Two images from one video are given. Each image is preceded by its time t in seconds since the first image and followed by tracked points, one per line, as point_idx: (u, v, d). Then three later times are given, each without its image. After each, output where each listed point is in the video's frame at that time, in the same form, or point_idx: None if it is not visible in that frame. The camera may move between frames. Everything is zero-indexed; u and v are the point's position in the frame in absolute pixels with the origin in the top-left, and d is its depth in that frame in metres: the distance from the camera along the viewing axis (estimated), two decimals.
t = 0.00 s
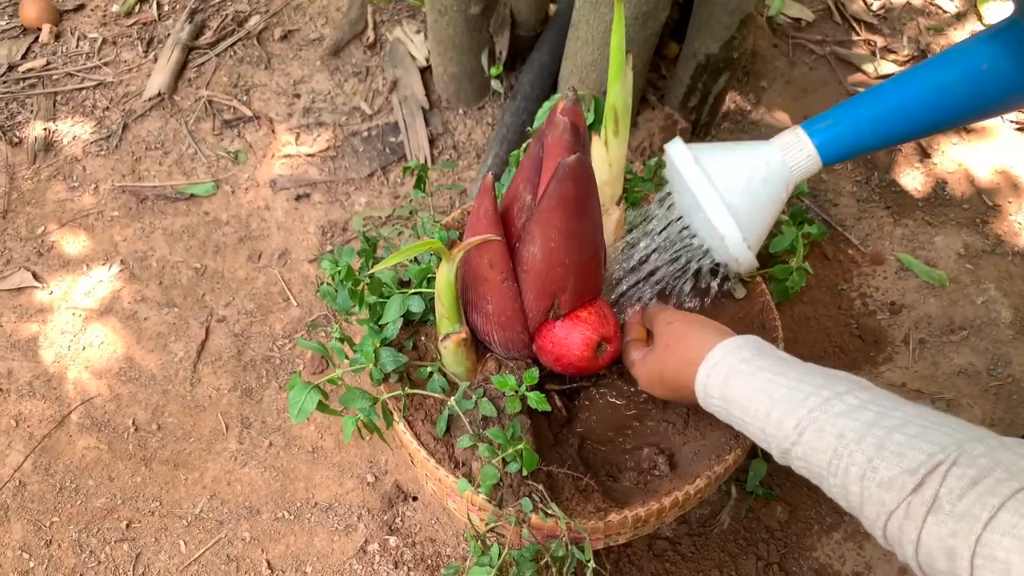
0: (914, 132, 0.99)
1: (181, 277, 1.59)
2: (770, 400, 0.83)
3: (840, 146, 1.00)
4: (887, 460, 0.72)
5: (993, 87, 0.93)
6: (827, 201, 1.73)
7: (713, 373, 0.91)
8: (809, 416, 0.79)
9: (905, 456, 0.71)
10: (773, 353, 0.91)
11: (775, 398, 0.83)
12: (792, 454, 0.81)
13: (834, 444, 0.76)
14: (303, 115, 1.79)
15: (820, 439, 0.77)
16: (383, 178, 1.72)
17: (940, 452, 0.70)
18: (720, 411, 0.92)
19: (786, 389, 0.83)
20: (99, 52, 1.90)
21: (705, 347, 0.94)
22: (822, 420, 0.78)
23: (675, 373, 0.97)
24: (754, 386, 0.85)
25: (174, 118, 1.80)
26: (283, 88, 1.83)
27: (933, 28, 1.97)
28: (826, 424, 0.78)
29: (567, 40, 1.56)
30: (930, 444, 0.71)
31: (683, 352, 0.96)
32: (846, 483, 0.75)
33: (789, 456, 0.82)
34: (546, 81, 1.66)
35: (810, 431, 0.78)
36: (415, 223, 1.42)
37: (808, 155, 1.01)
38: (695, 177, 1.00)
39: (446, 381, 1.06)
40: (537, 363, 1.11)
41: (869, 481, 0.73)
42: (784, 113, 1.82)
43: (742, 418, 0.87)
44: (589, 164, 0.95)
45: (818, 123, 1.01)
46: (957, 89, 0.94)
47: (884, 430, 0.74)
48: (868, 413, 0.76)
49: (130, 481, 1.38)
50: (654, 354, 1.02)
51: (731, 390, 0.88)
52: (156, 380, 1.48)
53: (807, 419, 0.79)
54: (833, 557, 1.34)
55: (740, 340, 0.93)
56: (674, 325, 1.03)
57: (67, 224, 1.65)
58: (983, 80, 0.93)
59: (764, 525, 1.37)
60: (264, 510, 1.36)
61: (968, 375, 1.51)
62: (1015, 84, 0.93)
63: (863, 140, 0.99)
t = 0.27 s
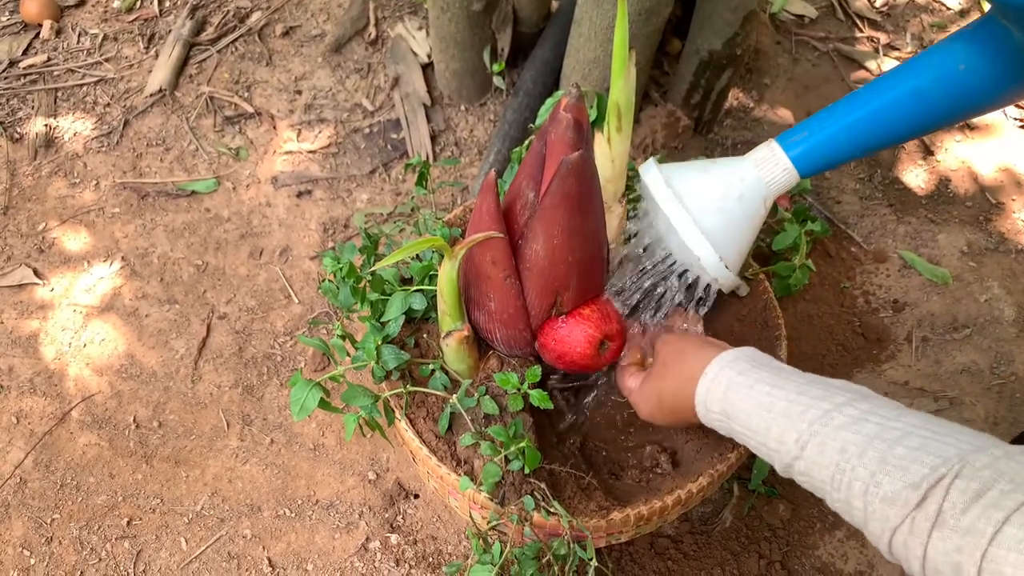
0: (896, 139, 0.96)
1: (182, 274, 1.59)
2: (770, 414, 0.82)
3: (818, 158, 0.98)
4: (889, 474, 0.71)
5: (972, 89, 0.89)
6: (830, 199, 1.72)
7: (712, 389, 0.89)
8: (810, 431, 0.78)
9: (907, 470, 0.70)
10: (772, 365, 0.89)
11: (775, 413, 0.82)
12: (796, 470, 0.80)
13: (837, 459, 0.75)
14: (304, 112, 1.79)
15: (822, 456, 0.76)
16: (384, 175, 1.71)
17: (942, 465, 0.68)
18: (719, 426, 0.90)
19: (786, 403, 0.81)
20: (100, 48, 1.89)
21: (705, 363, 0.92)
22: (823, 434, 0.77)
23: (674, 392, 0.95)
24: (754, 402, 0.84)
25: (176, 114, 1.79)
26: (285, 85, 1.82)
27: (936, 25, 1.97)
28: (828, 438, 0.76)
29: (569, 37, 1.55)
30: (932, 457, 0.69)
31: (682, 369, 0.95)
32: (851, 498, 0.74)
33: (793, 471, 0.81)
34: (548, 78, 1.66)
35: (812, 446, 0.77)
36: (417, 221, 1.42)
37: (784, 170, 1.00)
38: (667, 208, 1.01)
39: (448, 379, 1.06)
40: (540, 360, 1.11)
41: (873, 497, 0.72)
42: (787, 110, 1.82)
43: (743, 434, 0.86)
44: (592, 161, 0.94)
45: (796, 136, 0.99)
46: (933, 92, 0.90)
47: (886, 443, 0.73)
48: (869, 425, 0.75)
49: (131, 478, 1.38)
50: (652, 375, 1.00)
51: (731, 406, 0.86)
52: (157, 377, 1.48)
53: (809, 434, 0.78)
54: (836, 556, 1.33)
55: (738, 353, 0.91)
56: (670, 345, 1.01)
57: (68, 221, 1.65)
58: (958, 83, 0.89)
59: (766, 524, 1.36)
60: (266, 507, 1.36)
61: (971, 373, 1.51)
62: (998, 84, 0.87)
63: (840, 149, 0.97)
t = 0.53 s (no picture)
0: (892, 108, 0.94)
1: (181, 272, 1.58)
2: (762, 426, 0.80)
3: (811, 127, 0.96)
4: (884, 485, 0.69)
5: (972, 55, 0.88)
6: (831, 198, 1.72)
7: (703, 400, 0.87)
8: (803, 442, 0.76)
9: (903, 481, 0.68)
10: (765, 377, 0.87)
11: (767, 425, 0.79)
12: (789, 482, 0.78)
13: (833, 472, 0.73)
14: (304, 109, 1.78)
15: (817, 469, 0.74)
16: (384, 173, 1.71)
17: (939, 475, 0.66)
18: (708, 438, 0.88)
19: (778, 414, 0.79)
20: (99, 44, 1.89)
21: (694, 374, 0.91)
22: (818, 446, 0.75)
23: (665, 403, 0.94)
24: (745, 413, 0.82)
25: (175, 111, 1.79)
26: (284, 82, 1.81)
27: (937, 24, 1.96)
28: (823, 450, 0.74)
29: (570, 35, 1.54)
30: (928, 467, 0.67)
31: (673, 380, 0.93)
32: (845, 510, 0.72)
33: (785, 483, 0.79)
34: (548, 76, 1.65)
35: (807, 459, 0.75)
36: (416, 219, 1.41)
37: (776, 136, 0.97)
38: (652, 167, 0.96)
39: (447, 377, 1.06)
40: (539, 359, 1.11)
41: (869, 509, 0.70)
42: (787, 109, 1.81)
43: (734, 445, 0.83)
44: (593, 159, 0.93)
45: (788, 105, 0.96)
46: (931, 60, 0.90)
47: (880, 454, 0.70)
48: (863, 436, 0.73)
49: (129, 476, 1.38)
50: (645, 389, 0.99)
51: (722, 417, 0.84)
52: (155, 374, 1.47)
53: (802, 445, 0.76)
54: (835, 556, 1.33)
55: (730, 364, 0.89)
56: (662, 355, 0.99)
57: (67, 218, 1.65)
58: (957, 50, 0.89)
59: (765, 524, 1.36)
60: (264, 505, 1.36)
61: (971, 373, 1.50)
62: (997, 53, 0.88)
63: (836, 119, 0.95)
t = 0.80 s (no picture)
0: (898, 115, 0.99)
1: (180, 270, 1.58)
2: (771, 417, 0.82)
3: (821, 134, 1.01)
4: (891, 476, 0.71)
5: (975, 64, 0.93)
6: (832, 198, 1.72)
7: (714, 390, 0.90)
8: (811, 432, 0.79)
9: (910, 472, 0.70)
10: (776, 369, 0.89)
11: (776, 415, 0.82)
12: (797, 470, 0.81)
13: (839, 461, 0.75)
14: (304, 107, 1.78)
15: (824, 458, 0.77)
16: (384, 172, 1.71)
17: (945, 468, 0.68)
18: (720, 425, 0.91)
19: (788, 405, 0.82)
20: (99, 42, 1.88)
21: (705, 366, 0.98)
22: (825, 437, 0.77)
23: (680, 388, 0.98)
24: (756, 402, 0.84)
25: (175, 109, 1.78)
26: (284, 80, 1.81)
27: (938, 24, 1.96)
28: (830, 441, 0.77)
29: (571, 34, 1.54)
30: (934, 460, 0.69)
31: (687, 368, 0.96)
32: (852, 499, 0.75)
33: (792, 472, 0.82)
34: (549, 74, 1.65)
35: (814, 448, 0.78)
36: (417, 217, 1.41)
37: (786, 145, 1.01)
38: (669, 173, 0.99)
39: (447, 376, 1.05)
40: (540, 358, 1.10)
41: (875, 500, 0.72)
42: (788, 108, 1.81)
43: (744, 434, 0.86)
44: (594, 157, 0.93)
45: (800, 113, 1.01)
46: (936, 69, 0.95)
47: (887, 446, 0.73)
48: (871, 427, 0.75)
49: (129, 474, 1.38)
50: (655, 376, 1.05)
51: (732, 406, 0.87)
52: (155, 372, 1.47)
53: (810, 436, 0.78)
54: (835, 556, 1.33)
55: (742, 355, 0.92)
56: (673, 342, 1.06)
57: (66, 215, 1.64)
58: (961, 59, 0.93)
59: (765, 523, 1.36)
60: (263, 504, 1.36)
61: (971, 373, 1.51)
62: (997, 62, 0.92)
63: (843, 126, 1.00)
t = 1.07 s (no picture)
0: (876, 131, 1.00)
1: (180, 268, 1.58)
2: (781, 412, 0.82)
3: (800, 142, 1.01)
4: (901, 469, 0.71)
5: (953, 87, 0.93)
6: (833, 196, 1.72)
7: (723, 385, 0.89)
8: (821, 427, 0.78)
9: (920, 465, 0.70)
10: (785, 367, 0.89)
11: (786, 411, 0.82)
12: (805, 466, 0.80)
13: (849, 456, 0.75)
14: (304, 105, 1.77)
15: (832, 452, 0.77)
16: (384, 170, 1.71)
17: (955, 460, 0.68)
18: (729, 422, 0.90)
19: (797, 400, 0.82)
20: (98, 40, 1.88)
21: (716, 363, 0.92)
22: (834, 431, 0.77)
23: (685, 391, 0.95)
24: (766, 397, 0.84)
25: (175, 107, 1.78)
26: (284, 78, 1.81)
27: (939, 23, 1.96)
28: (839, 435, 0.77)
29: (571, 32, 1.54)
30: (944, 452, 0.69)
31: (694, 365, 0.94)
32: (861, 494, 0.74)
33: (801, 467, 0.81)
34: (549, 72, 1.64)
35: (823, 443, 0.78)
36: (417, 215, 1.41)
37: (768, 150, 1.01)
38: (653, 167, 0.97)
39: (447, 374, 1.05)
40: (540, 356, 1.10)
41: (884, 493, 0.72)
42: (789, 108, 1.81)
43: (753, 429, 0.85)
44: (595, 155, 0.93)
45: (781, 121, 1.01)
46: (914, 89, 0.95)
47: (897, 440, 0.73)
48: (881, 422, 0.75)
49: (128, 472, 1.37)
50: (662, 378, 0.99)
51: (743, 401, 0.86)
52: (154, 370, 1.47)
53: (820, 430, 0.78)
54: (835, 555, 1.33)
55: (752, 351, 0.91)
56: (682, 343, 1.00)
57: (66, 213, 1.64)
58: (939, 82, 0.93)
59: (765, 522, 1.36)
60: (262, 502, 1.35)
61: (972, 372, 1.50)
62: (977, 81, 0.91)
63: (825, 136, 1.00)
